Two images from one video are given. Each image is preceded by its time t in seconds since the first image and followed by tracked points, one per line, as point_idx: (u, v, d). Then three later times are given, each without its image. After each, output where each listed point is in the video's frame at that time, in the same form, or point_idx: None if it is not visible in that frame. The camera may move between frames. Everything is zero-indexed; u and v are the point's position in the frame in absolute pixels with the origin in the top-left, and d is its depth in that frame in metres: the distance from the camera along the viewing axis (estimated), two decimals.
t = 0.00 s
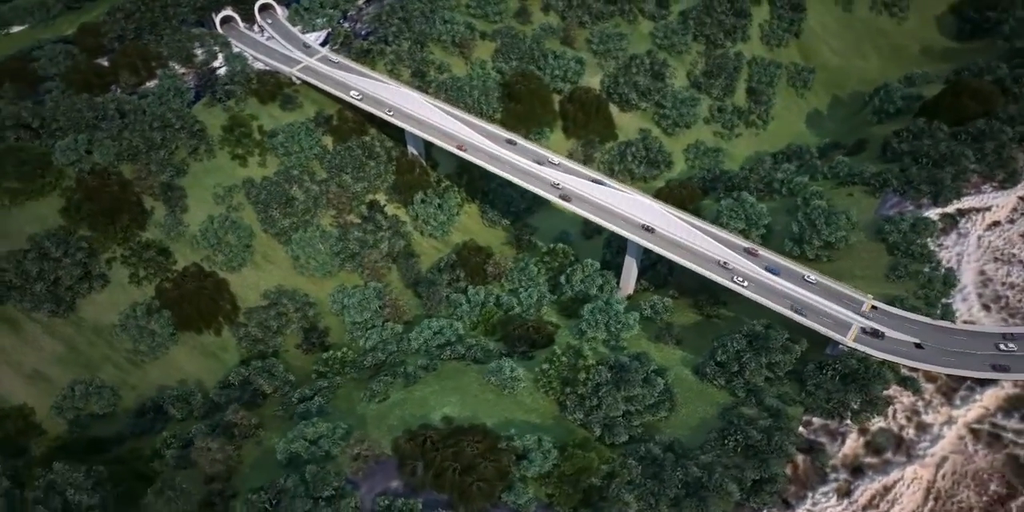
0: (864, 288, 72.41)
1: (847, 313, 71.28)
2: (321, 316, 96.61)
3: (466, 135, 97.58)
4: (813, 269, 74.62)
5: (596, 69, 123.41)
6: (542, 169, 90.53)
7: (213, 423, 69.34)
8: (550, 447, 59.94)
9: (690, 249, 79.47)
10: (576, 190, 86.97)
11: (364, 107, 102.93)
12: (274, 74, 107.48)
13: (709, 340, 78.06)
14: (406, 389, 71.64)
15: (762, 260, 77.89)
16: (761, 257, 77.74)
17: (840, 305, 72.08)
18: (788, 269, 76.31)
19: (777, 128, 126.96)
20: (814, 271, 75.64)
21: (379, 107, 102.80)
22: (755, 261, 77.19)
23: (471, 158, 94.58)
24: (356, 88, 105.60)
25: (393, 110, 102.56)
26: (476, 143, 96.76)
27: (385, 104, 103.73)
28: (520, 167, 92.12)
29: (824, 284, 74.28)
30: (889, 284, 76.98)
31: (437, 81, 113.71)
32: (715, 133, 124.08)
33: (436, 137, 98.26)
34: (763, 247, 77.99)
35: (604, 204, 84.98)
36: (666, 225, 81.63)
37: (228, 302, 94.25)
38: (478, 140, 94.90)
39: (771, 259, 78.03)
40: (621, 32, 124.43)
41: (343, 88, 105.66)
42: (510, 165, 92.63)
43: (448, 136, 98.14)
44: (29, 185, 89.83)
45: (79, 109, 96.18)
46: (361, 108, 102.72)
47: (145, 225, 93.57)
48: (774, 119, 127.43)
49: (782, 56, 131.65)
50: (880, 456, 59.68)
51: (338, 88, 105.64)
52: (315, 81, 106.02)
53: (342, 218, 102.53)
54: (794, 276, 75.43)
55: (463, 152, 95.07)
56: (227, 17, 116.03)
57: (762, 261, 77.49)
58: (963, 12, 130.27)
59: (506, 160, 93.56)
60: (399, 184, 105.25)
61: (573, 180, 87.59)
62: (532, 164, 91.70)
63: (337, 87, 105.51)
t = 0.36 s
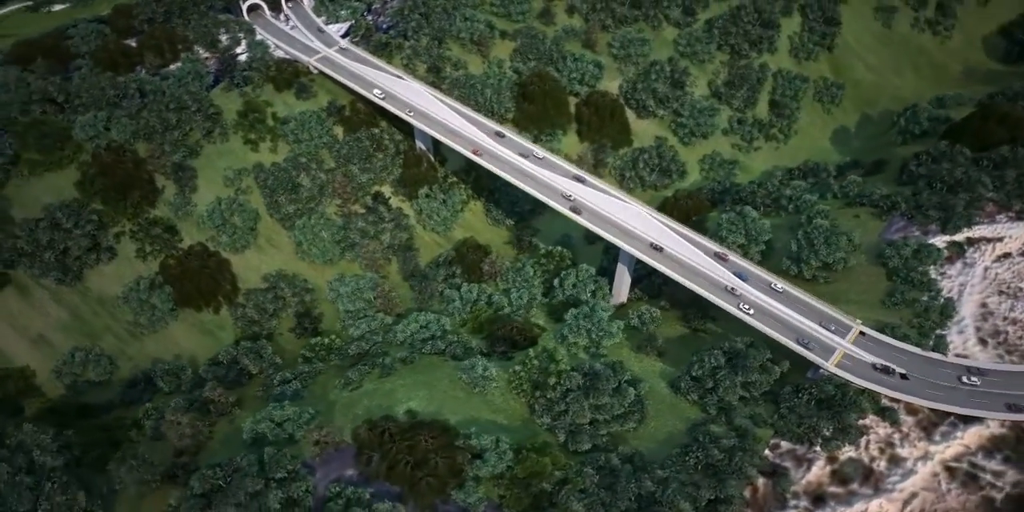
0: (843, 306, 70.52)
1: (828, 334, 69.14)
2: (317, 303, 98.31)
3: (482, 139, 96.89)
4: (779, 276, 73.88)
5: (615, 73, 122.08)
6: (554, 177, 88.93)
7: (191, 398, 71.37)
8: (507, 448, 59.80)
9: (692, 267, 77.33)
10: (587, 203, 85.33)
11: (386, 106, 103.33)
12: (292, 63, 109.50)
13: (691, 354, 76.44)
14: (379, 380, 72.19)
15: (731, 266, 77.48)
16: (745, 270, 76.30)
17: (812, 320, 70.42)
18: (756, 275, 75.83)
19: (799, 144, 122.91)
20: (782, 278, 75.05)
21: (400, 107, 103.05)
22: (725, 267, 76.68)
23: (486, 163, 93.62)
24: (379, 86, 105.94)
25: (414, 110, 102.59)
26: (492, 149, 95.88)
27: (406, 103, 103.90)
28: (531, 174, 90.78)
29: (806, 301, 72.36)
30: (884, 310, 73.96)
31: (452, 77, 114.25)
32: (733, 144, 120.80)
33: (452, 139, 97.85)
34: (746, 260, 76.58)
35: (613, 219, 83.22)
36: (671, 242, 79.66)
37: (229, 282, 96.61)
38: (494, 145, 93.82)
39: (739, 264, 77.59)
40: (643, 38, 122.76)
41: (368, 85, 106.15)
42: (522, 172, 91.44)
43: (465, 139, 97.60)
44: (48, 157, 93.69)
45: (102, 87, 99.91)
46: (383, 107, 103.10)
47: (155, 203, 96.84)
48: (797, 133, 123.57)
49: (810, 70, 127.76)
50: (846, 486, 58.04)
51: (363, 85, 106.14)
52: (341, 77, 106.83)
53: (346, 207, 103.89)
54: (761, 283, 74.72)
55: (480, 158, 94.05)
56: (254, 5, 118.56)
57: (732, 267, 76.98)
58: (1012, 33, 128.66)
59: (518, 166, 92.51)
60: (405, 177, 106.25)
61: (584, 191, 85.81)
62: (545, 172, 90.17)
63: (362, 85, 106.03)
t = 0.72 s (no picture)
0: (819, 323, 68.77)
1: (806, 354, 67.14)
2: (315, 289, 100.25)
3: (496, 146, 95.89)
4: (746, 279, 73.16)
5: (634, 79, 120.64)
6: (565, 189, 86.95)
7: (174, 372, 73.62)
8: (463, 446, 59.68)
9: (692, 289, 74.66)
10: (596, 217, 83.11)
11: (406, 107, 103.38)
12: (311, 53, 111.45)
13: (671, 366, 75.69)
14: (355, 369, 72.97)
15: (701, 267, 77.19)
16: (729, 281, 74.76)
17: (782, 329, 69.37)
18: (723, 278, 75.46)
19: (820, 161, 119.35)
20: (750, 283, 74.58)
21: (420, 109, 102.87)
22: (695, 268, 76.16)
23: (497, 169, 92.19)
24: (401, 86, 106.08)
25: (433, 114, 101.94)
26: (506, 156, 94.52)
27: (426, 104, 103.72)
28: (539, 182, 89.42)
29: (787, 318, 70.51)
30: (874, 337, 71.34)
31: (466, 75, 114.44)
32: (749, 157, 118.00)
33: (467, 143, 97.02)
34: (731, 272, 74.98)
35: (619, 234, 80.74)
36: (674, 262, 77.05)
37: (232, 263, 99.36)
38: (509, 152, 92.10)
39: (709, 266, 77.26)
40: (666, 45, 120.94)
41: (390, 85, 106.49)
42: (533, 180, 89.96)
43: (479, 145, 96.72)
44: (70, 131, 97.51)
45: (126, 67, 103.01)
46: (403, 108, 103.12)
47: (168, 182, 100.10)
48: (820, 149, 119.72)
49: (839, 85, 123.61)
50: None
51: (385, 85, 106.53)
52: (365, 76, 107.37)
53: (352, 197, 105.38)
54: (728, 286, 74.24)
55: (494, 164, 92.46)
56: None
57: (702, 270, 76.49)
58: None
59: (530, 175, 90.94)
60: (412, 171, 107.13)
61: (593, 205, 83.47)
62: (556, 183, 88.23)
63: (385, 84, 106.33)
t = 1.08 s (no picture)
0: (788, 340, 67.29)
1: (778, 375, 65.08)
2: (316, 274, 102.57)
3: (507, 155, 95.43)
4: (707, 278, 73.15)
5: (655, 86, 118.78)
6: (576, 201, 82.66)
7: (160, 342, 76.20)
8: (415, 439, 59.83)
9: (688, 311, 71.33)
10: (602, 237, 79.56)
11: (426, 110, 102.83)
12: (333, 42, 113.29)
13: (648, 378, 74.65)
14: (330, 355, 74.00)
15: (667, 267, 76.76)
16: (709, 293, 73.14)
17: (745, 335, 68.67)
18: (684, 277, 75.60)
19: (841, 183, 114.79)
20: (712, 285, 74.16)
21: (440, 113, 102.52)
22: (663, 267, 75.46)
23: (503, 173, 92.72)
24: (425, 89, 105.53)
25: (451, 118, 101.48)
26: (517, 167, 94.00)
27: (447, 109, 103.14)
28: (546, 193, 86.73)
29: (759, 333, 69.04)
30: (858, 368, 68.50)
31: (482, 74, 113.91)
32: (766, 173, 114.80)
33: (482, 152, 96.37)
34: (711, 283, 73.56)
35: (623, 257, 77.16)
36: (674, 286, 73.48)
37: (238, 243, 102.24)
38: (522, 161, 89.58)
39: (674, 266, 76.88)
40: (689, 53, 118.66)
41: (413, 87, 106.09)
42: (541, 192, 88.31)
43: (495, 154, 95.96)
44: (96, 106, 101.77)
45: (155, 47, 106.58)
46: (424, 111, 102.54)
47: (184, 160, 103.55)
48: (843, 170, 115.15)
49: (871, 104, 118.66)
50: None
51: (409, 86, 106.30)
52: (391, 76, 107.39)
53: (360, 187, 107.32)
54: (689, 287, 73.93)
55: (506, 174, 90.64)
56: None
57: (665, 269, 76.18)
58: None
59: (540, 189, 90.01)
60: (421, 164, 108.18)
61: (602, 223, 79.67)
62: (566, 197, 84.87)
63: (408, 85, 106.13)
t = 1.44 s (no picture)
0: (766, 356, 66.16)
1: (752, 393, 64.04)
2: (317, 263, 104.36)
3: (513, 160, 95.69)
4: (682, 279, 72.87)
5: (671, 93, 117.27)
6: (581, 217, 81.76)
7: (153, 318, 78.50)
8: (379, 431, 60.24)
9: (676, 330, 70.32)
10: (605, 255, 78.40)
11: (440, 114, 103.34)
12: (351, 35, 114.67)
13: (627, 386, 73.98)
14: (312, 342, 75.16)
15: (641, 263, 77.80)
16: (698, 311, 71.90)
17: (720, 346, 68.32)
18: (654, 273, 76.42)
19: (855, 201, 111.49)
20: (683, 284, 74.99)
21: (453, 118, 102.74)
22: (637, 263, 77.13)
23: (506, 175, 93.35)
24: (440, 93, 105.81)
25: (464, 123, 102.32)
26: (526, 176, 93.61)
27: (461, 114, 103.52)
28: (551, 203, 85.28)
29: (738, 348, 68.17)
30: (841, 391, 67.22)
31: (495, 73, 113.57)
32: (779, 187, 112.29)
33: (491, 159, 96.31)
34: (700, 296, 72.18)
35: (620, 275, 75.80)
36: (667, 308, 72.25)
37: (245, 227, 104.70)
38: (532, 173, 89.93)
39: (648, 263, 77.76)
40: (708, 61, 116.63)
41: (429, 89, 106.49)
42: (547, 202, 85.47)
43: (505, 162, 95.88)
44: (117, 86, 105.09)
45: (178, 33, 109.34)
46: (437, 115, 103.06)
47: (199, 144, 106.44)
48: (860, 187, 112.08)
49: (895, 122, 114.86)
50: None
51: (426, 88, 106.65)
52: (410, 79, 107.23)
53: (368, 179, 108.59)
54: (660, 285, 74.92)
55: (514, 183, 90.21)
56: None
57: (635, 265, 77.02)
58: None
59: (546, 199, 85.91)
60: (429, 159, 108.62)
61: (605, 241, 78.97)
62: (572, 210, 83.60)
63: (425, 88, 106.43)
